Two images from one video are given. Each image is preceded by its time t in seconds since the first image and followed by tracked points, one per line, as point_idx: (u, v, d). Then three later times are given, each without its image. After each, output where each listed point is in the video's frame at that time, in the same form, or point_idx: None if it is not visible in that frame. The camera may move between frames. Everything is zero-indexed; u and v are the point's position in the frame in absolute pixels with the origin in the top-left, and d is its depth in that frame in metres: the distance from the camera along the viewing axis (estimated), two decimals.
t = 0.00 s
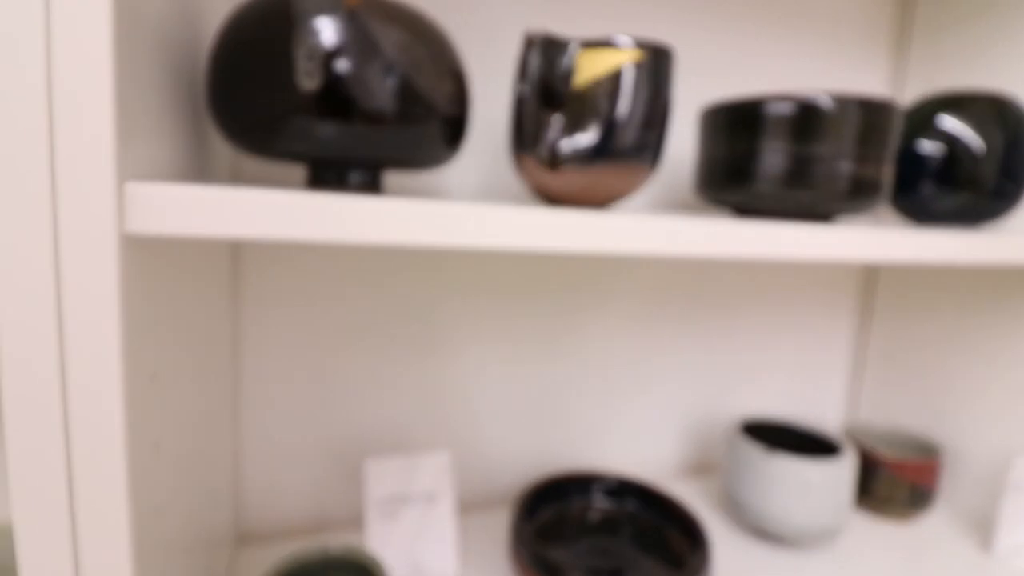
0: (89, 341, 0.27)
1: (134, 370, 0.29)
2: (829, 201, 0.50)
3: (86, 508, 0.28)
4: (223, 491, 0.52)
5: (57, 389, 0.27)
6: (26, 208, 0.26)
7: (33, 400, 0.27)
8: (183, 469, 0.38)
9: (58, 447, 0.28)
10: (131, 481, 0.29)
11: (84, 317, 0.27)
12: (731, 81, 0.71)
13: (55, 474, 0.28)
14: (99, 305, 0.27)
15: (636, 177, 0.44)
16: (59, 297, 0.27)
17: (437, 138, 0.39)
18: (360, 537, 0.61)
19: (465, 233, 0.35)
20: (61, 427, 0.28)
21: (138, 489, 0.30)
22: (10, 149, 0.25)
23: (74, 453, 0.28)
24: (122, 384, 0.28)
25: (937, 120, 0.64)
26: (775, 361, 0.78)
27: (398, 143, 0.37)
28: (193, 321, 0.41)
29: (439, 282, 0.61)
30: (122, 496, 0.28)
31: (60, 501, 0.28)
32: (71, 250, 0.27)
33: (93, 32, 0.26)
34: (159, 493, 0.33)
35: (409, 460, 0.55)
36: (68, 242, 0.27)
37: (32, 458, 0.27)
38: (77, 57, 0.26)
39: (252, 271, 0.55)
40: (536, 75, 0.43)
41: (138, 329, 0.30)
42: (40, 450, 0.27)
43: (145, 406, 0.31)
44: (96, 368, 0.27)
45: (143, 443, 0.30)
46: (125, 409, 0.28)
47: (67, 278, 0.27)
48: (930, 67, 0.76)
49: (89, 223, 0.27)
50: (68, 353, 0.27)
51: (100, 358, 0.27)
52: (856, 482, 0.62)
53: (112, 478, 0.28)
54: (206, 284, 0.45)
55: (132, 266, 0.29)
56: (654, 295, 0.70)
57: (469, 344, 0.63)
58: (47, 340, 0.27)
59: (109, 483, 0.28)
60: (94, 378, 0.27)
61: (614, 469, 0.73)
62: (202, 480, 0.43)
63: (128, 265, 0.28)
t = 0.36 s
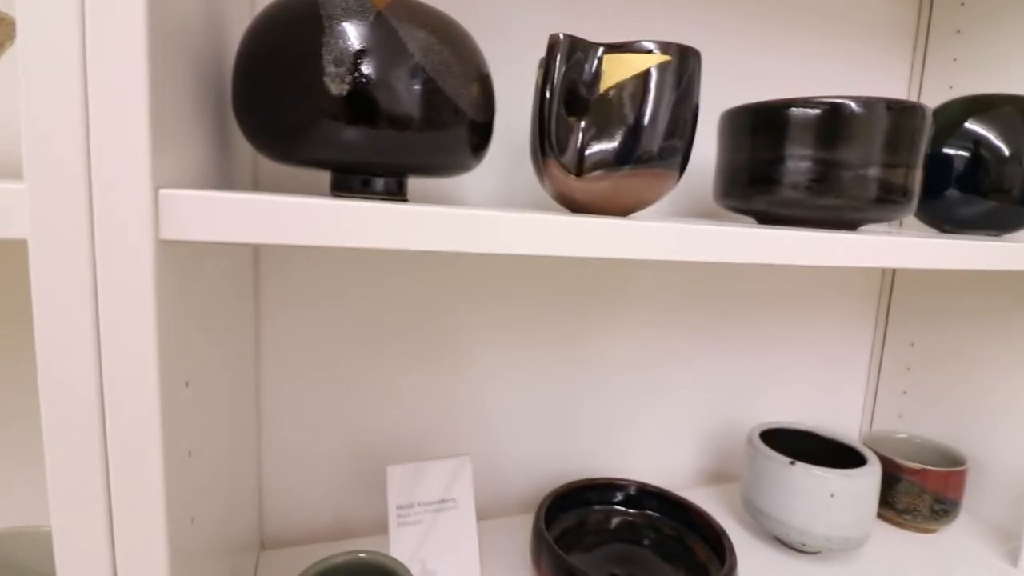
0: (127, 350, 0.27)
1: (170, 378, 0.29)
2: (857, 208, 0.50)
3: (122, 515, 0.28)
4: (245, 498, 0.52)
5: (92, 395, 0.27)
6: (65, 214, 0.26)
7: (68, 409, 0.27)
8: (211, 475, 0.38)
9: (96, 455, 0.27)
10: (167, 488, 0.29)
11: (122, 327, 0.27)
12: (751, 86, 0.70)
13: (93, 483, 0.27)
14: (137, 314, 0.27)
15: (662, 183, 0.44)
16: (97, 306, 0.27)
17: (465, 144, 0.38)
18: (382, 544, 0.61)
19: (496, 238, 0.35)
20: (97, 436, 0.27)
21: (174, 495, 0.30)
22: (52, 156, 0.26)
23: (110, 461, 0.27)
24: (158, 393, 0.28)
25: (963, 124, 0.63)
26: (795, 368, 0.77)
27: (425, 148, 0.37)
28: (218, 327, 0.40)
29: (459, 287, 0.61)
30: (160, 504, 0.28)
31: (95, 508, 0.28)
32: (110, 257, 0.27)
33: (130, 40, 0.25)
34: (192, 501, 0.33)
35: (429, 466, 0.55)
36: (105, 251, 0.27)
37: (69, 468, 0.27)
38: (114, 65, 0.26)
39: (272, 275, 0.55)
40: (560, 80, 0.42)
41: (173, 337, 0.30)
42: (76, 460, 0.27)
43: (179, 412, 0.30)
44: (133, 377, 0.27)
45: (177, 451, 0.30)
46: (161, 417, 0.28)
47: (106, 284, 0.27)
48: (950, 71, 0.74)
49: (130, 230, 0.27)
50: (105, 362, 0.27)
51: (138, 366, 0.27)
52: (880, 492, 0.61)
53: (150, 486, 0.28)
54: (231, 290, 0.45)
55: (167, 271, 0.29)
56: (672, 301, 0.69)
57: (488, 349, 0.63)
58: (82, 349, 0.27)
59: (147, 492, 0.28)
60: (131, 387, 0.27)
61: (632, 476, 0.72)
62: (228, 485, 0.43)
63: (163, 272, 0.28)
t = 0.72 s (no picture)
0: (150, 355, 0.26)
1: (193, 382, 0.28)
2: (881, 213, 0.49)
3: (142, 523, 0.27)
4: (259, 502, 0.51)
5: (115, 399, 0.27)
6: (90, 215, 0.26)
7: (90, 415, 0.26)
8: (229, 481, 0.37)
9: (117, 460, 0.27)
10: (188, 495, 0.28)
11: (146, 331, 0.26)
12: (770, 89, 0.70)
13: (114, 489, 0.27)
14: (161, 318, 0.26)
15: (686, 187, 0.43)
16: (121, 310, 0.26)
17: (488, 146, 0.38)
18: (394, 551, 0.60)
19: (520, 243, 0.34)
20: (118, 441, 0.27)
21: (194, 502, 0.29)
22: (78, 156, 0.25)
23: (131, 466, 0.27)
24: (181, 398, 0.27)
25: (985, 128, 0.62)
26: (812, 374, 0.76)
27: (448, 150, 0.36)
28: (236, 331, 0.40)
29: (474, 290, 0.60)
30: (180, 511, 0.28)
31: (114, 515, 0.27)
32: (134, 258, 0.26)
33: (159, 39, 0.25)
34: (210, 509, 0.32)
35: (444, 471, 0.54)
36: (130, 254, 0.26)
37: (91, 474, 0.27)
38: (142, 65, 0.25)
39: (287, 278, 0.55)
40: (585, 82, 0.41)
41: (196, 342, 0.29)
42: (97, 466, 0.27)
43: (200, 418, 0.30)
44: (156, 381, 0.27)
45: (198, 457, 0.29)
46: (184, 422, 0.27)
47: (130, 286, 0.26)
48: (970, 76, 0.73)
49: (155, 231, 0.26)
50: (127, 367, 0.26)
51: (161, 371, 0.27)
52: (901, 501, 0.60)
53: (171, 494, 0.27)
54: (248, 293, 0.45)
55: (192, 274, 0.28)
56: (688, 305, 0.68)
57: (503, 354, 0.62)
58: (105, 354, 0.26)
59: (168, 500, 0.27)
60: (153, 392, 0.27)
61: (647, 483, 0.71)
62: (243, 491, 0.43)
63: (188, 274, 0.28)
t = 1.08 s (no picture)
0: (173, 360, 0.26)
1: (215, 387, 0.28)
2: (905, 217, 0.48)
3: (163, 530, 0.27)
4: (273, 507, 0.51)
5: (137, 404, 0.26)
6: (115, 218, 0.25)
7: (112, 417, 0.26)
8: (247, 486, 0.37)
9: (139, 466, 0.26)
10: (210, 502, 0.28)
11: (170, 335, 0.26)
12: (787, 92, 0.69)
13: (136, 496, 0.27)
14: (185, 322, 0.26)
15: (707, 190, 0.42)
16: (144, 313, 0.26)
17: (509, 149, 0.37)
18: (407, 556, 0.59)
19: (543, 246, 0.34)
20: (140, 447, 0.26)
21: (215, 509, 0.29)
22: (104, 158, 0.25)
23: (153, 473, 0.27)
24: (204, 403, 0.27)
25: (1007, 131, 0.60)
26: (828, 380, 0.75)
27: (469, 152, 0.36)
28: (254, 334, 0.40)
29: (489, 294, 0.60)
30: (202, 519, 0.27)
31: (136, 522, 0.27)
32: (158, 262, 0.26)
33: (185, 40, 0.25)
34: (230, 515, 0.32)
35: (458, 477, 0.53)
36: (154, 255, 0.26)
37: (113, 480, 0.26)
38: (169, 67, 0.25)
39: (302, 281, 0.55)
40: (605, 88, 0.40)
41: (218, 347, 0.29)
42: (119, 473, 0.26)
43: (221, 423, 0.29)
44: (178, 386, 0.26)
45: (219, 463, 0.29)
46: (206, 428, 0.27)
47: (153, 290, 0.26)
48: (989, 78, 0.72)
49: (179, 235, 0.26)
50: (150, 371, 0.26)
51: (185, 376, 0.26)
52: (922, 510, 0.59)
53: (194, 500, 0.27)
54: (265, 296, 0.44)
55: (215, 278, 0.28)
56: (704, 310, 0.67)
57: (517, 358, 0.62)
58: (128, 358, 0.26)
59: (191, 505, 0.27)
60: (176, 398, 0.26)
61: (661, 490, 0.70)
62: (259, 495, 0.42)
63: (212, 278, 0.27)
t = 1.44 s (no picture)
0: (195, 365, 0.26)
1: (235, 392, 0.27)
2: (928, 221, 0.48)
3: (182, 538, 0.26)
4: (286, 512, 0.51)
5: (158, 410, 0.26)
6: (137, 221, 0.25)
7: (132, 422, 0.26)
8: (263, 492, 0.36)
9: (159, 472, 0.26)
10: (230, 510, 0.27)
11: (191, 339, 0.26)
12: (802, 94, 0.68)
13: (155, 503, 0.26)
14: (207, 326, 0.26)
15: (728, 193, 0.42)
16: (166, 317, 0.25)
17: (530, 151, 0.37)
18: (419, 562, 0.59)
19: (565, 250, 0.33)
20: (160, 453, 0.26)
21: (235, 516, 0.28)
22: (127, 160, 0.24)
23: (173, 480, 0.26)
24: (224, 409, 0.26)
25: None
26: (843, 386, 0.74)
27: (490, 154, 0.35)
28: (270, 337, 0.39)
29: (502, 298, 0.59)
30: (222, 527, 0.27)
31: (154, 529, 0.26)
32: (180, 265, 0.25)
33: (209, 39, 0.24)
34: (248, 522, 0.31)
35: (472, 483, 0.53)
36: (176, 259, 0.25)
37: (133, 486, 0.26)
38: (192, 66, 0.25)
39: (315, 284, 0.54)
40: (626, 89, 0.39)
41: (239, 352, 0.28)
42: (139, 480, 0.26)
43: (241, 429, 0.29)
44: (199, 392, 0.26)
45: (238, 470, 0.29)
46: (227, 434, 0.27)
47: (175, 293, 0.25)
48: (1008, 80, 0.71)
49: (201, 238, 0.25)
50: (171, 377, 0.26)
51: (206, 382, 0.26)
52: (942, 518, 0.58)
53: (214, 508, 0.26)
54: (280, 299, 0.44)
55: (236, 282, 0.28)
56: (718, 314, 0.67)
57: (530, 362, 0.61)
58: (149, 363, 0.25)
59: (211, 513, 0.26)
60: (197, 404, 0.26)
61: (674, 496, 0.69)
62: (273, 501, 0.42)
63: (234, 282, 0.27)
